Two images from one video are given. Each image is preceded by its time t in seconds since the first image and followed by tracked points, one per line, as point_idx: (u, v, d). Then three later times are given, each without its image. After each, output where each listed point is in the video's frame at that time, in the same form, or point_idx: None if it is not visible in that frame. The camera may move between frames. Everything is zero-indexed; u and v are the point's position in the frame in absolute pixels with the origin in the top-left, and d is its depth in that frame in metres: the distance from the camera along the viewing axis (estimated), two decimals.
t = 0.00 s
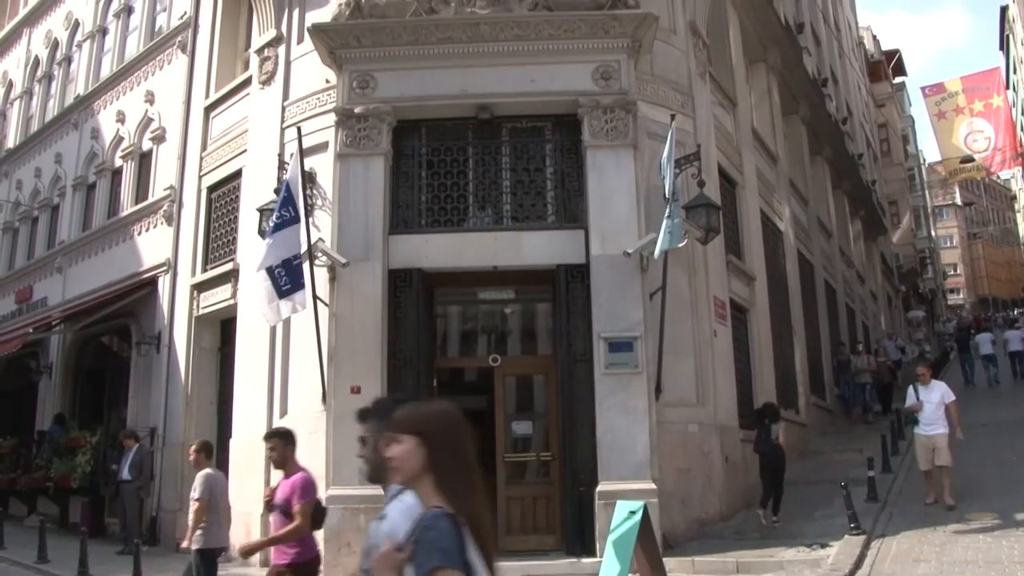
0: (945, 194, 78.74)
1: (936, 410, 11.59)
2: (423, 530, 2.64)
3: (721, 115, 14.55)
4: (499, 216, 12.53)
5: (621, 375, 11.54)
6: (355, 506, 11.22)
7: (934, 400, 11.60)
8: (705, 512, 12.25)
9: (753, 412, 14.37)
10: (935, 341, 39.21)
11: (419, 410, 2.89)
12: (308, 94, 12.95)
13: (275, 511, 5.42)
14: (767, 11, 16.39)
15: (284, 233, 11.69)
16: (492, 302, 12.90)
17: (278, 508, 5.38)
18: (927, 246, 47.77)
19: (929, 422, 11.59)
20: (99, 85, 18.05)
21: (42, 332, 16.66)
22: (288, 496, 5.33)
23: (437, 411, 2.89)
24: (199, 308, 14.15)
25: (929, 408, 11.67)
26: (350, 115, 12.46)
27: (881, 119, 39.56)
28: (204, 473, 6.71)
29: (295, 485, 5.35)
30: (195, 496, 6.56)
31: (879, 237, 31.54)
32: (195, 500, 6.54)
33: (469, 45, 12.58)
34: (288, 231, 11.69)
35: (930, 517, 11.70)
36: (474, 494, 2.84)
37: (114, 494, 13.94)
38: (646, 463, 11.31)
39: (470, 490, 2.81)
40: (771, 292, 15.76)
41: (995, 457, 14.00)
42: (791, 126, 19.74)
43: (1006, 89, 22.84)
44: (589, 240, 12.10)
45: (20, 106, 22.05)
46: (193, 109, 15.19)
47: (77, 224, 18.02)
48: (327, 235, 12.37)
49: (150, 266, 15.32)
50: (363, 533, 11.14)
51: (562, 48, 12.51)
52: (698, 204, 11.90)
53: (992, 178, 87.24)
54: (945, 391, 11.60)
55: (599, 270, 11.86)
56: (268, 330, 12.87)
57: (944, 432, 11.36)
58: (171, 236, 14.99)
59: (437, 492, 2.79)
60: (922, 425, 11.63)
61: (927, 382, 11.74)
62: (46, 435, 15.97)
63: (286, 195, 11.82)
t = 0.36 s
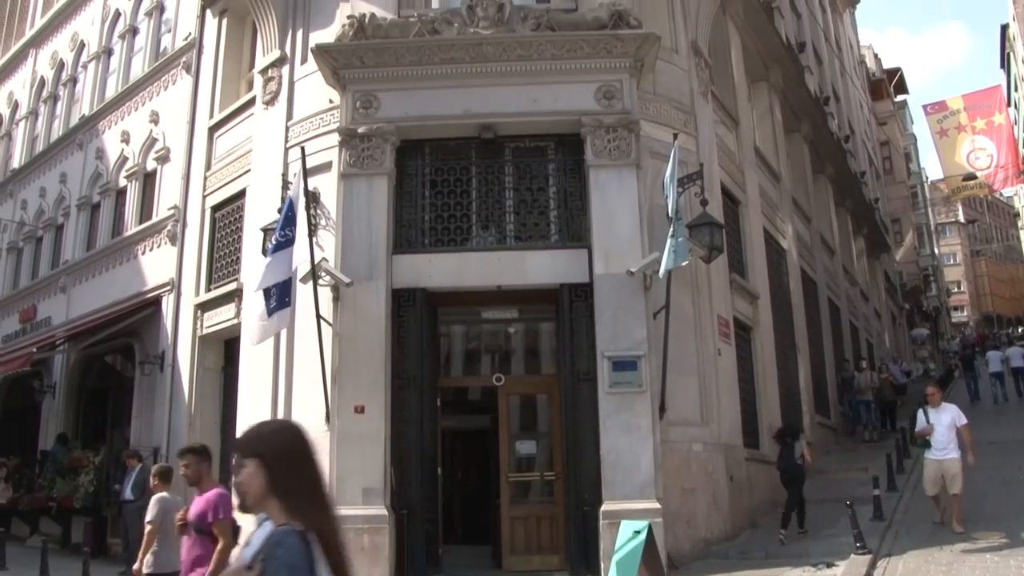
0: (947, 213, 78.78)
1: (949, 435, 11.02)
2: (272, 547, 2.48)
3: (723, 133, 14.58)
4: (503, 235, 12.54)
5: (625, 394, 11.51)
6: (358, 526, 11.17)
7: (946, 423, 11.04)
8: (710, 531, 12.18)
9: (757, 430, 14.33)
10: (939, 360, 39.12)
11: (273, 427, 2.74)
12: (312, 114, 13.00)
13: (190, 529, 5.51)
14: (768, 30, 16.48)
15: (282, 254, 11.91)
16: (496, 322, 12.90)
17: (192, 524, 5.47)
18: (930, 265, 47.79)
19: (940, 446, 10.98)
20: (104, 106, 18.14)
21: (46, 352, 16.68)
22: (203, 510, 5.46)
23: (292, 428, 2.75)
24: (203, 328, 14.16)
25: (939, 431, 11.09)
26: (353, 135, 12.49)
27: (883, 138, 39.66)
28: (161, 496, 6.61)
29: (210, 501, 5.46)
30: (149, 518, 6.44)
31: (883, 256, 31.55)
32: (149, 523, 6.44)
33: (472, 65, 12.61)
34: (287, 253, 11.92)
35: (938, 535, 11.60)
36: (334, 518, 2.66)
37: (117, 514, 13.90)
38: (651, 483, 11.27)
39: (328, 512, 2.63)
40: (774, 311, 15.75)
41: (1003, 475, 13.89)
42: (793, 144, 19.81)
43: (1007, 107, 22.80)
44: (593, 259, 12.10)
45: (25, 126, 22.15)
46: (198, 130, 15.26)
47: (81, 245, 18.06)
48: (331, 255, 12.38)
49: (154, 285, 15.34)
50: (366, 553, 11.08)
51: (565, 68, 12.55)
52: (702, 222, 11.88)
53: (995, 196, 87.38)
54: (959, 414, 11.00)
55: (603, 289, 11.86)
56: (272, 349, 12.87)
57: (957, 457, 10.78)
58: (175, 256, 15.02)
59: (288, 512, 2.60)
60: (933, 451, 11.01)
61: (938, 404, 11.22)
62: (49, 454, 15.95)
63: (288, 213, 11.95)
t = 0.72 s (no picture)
0: (950, 230, 78.73)
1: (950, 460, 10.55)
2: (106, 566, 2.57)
3: (725, 152, 14.61)
4: (506, 254, 12.54)
5: (629, 414, 11.49)
6: (360, 546, 11.13)
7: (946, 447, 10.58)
8: (714, 551, 12.11)
9: (761, 449, 14.27)
10: (944, 378, 38.98)
11: (128, 437, 2.76)
12: (315, 134, 13.06)
13: None
14: (770, 49, 16.55)
15: (279, 277, 11.98)
16: (499, 341, 12.91)
17: None
18: (933, 282, 47.73)
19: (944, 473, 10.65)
20: (108, 126, 18.23)
21: (49, 371, 16.69)
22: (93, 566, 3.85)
23: (147, 439, 2.74)
24: (206, 347, 14.16)
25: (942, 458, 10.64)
26: (357, 155, 12.53)
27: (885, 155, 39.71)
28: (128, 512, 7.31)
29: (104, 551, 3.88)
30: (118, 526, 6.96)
31: (886, 273, 31.51)
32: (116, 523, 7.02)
33: (475, 85, 12.65)
34: (284, 276, 11.99)
35: (944, 554, 11.51)
36: (192, 535, 2.64)
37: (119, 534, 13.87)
38: (655, 502, 11.22)
39: (183, 522, 2.62)
40: (777, 329, 15.72)
41: (1010, 493, 13.76)
42: (796, 162, 19.85)
43: (1008, 125, 22.84)
44: (595, 277, 12.10)
45: (30, 146, 22.26)
46: (202, 149, 15.32)
47: (84, 264, 18.10)
48: (334, 274, 12.40)
49: (157, 304, 15.36)
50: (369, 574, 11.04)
51: (568, 87, 12.59)
52: (705, 241, 11.88)
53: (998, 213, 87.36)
54: (960, 438, 10.53)
55: (606, 308, 11.85)
56: (275, 369, 12.87)
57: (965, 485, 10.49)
58: (178, 275, 15.05)
59: (130, 526, 2.62)
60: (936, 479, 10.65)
61: (941, 428, 10.63)
62: (51, 474, 15.93)
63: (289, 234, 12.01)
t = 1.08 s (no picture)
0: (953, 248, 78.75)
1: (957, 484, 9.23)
2: None
3: (728, 171, 14.63)
4: (508, 274, 12.56)
5: (632, 434, 11.46)
6: (362, 567, 11.07)
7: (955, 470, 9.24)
8: (718, 571, 12.02)
9: (765, 468, 14.22)
10: (948, 396, 38.85)
11: None
12: (318, 154, 13.11)
13: None
14: (771, 69, 16.63)
15: (283, 297, 11.93)
16: (502, 361, 12.91)
17: None
18: (936, 300, 47.73)
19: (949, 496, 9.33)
20: (112, 146, 18.33)
21: (51, 391, 16.69)
22: None
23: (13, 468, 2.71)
24: (209, 366, 14.16)
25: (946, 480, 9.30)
26: (360, 175, 12.57)
27: (888, 174, 39.80)
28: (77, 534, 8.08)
29: None
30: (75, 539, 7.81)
31: (889, 292, 31.49)
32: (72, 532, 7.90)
33: (478, 105, 12.69)
34: (288, 295, 11.94)
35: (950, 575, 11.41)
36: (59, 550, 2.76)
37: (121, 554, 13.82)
38: (658, 523, 11.16)
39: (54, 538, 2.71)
40: (780, 348, 15.70)
41: (1016, 510, 13.64)
42: (798, 181, 19.89)
43: (1010, 144, 22.89)
44: (598, 297, 12.10)
45: (35, 166, 22.35)
46: (205, 169, 15.38)
47: (88, 284, 18.14)
48: (337, 294, 12.40)
49: (161, 324, 15.38)
50: None
51: (570, 108, 12.64)
52: (708, 261, 11.87)
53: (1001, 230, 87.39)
54: (970, 461, 9.19)
55: (609, 327, 11.85)
56: (278, 389, 12.86)
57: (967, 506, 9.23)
58: (182, 294, 15.07)
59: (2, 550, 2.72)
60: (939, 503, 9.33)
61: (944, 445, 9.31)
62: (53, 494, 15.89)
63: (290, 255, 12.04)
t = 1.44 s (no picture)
0: (956, 267, 78.69)
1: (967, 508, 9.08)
2: None
3: (730, 190, 14.66)
4: (511, 293, 12.56)
5: (635, 453, 11.41)
6: None
7: (963, 494, 9.08)
8: None
9: (769, 487, 14.15)
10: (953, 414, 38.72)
11: None
12: (321, 174, 13.16)
13: None
14: (772, 87, 16.69)
15: (287, 317, 11.90)
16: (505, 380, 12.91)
17: None
18: (940, 318, 47.84)
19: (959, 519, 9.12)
20: (116, 167, 18.41)
21: (54, 411, 16.68)
22: None
23: None
24: (211, 386, 14.15)
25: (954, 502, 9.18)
26: (362, 196, 12.59)
27: (890, 192, 39.88)
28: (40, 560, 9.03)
29: None
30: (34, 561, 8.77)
31: (892, 310, 31.47)
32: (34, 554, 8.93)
33: (480, 125, 12.74)
34: (291, 316, 11.89)
35: None
36: None
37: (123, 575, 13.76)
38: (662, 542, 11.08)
39: None
40: (784, 367, 15.67)
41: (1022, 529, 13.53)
42: (800, 200, 19.92)
43: (1010, 161, 22.95)
44: (601, 317, 12.09)
45: (39, 187, 22.43)
46: (209, 189, 15.44)
47: (91, 304, 18.17)
48: (339, 314, 12.40)
49: (164, 344, 15.38)
50: None
51: (572, 127, 12.67)
52: (710, 280, 11.85)
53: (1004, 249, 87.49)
54: (978, 484, 9.03)
55: (611, 347, 11.83)
56: (281, 408, 12.84)
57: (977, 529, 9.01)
58: (185, 314, 15.08)
59: None
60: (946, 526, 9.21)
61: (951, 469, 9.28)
62: (54, 514, 15.84)
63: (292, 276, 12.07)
